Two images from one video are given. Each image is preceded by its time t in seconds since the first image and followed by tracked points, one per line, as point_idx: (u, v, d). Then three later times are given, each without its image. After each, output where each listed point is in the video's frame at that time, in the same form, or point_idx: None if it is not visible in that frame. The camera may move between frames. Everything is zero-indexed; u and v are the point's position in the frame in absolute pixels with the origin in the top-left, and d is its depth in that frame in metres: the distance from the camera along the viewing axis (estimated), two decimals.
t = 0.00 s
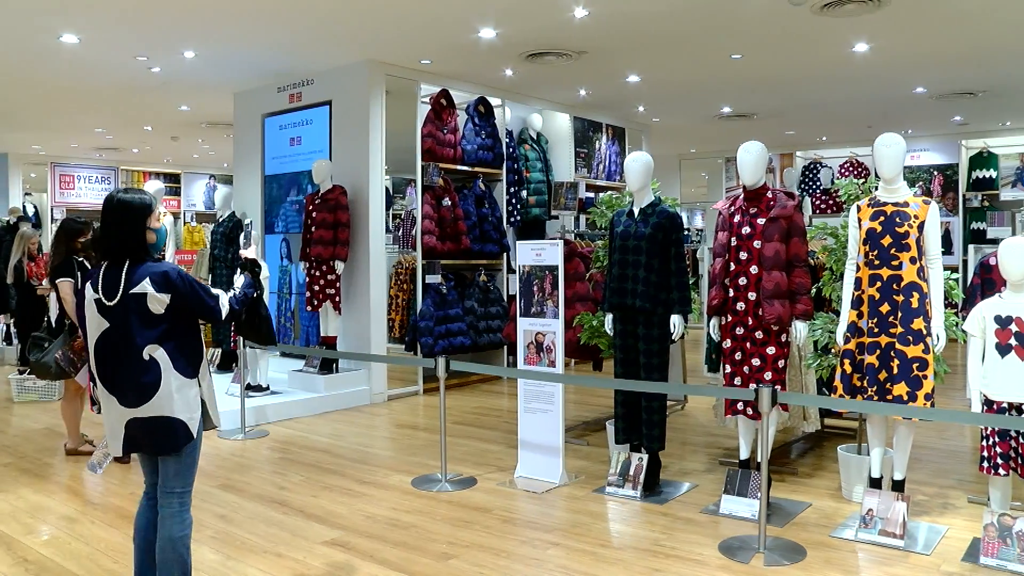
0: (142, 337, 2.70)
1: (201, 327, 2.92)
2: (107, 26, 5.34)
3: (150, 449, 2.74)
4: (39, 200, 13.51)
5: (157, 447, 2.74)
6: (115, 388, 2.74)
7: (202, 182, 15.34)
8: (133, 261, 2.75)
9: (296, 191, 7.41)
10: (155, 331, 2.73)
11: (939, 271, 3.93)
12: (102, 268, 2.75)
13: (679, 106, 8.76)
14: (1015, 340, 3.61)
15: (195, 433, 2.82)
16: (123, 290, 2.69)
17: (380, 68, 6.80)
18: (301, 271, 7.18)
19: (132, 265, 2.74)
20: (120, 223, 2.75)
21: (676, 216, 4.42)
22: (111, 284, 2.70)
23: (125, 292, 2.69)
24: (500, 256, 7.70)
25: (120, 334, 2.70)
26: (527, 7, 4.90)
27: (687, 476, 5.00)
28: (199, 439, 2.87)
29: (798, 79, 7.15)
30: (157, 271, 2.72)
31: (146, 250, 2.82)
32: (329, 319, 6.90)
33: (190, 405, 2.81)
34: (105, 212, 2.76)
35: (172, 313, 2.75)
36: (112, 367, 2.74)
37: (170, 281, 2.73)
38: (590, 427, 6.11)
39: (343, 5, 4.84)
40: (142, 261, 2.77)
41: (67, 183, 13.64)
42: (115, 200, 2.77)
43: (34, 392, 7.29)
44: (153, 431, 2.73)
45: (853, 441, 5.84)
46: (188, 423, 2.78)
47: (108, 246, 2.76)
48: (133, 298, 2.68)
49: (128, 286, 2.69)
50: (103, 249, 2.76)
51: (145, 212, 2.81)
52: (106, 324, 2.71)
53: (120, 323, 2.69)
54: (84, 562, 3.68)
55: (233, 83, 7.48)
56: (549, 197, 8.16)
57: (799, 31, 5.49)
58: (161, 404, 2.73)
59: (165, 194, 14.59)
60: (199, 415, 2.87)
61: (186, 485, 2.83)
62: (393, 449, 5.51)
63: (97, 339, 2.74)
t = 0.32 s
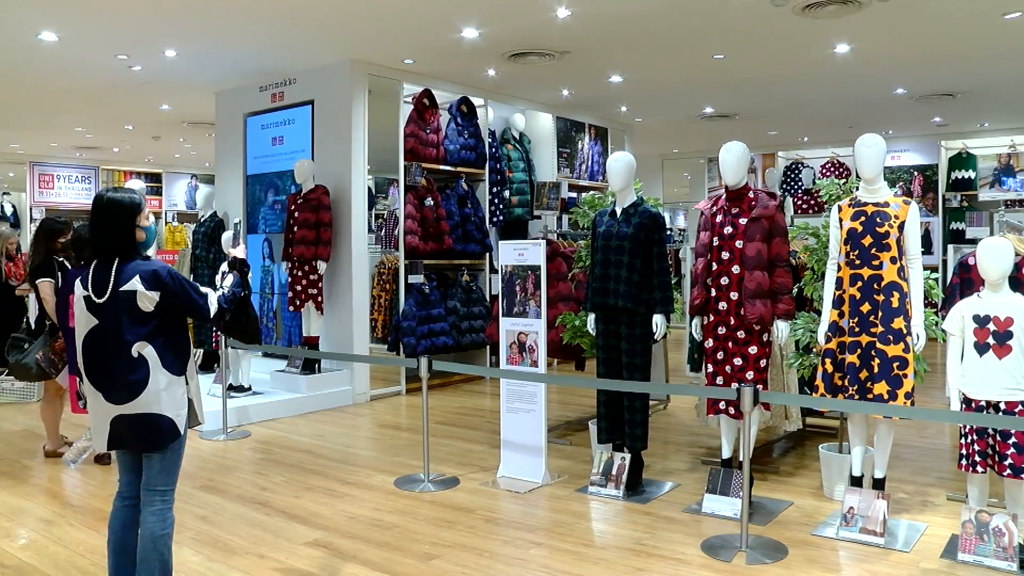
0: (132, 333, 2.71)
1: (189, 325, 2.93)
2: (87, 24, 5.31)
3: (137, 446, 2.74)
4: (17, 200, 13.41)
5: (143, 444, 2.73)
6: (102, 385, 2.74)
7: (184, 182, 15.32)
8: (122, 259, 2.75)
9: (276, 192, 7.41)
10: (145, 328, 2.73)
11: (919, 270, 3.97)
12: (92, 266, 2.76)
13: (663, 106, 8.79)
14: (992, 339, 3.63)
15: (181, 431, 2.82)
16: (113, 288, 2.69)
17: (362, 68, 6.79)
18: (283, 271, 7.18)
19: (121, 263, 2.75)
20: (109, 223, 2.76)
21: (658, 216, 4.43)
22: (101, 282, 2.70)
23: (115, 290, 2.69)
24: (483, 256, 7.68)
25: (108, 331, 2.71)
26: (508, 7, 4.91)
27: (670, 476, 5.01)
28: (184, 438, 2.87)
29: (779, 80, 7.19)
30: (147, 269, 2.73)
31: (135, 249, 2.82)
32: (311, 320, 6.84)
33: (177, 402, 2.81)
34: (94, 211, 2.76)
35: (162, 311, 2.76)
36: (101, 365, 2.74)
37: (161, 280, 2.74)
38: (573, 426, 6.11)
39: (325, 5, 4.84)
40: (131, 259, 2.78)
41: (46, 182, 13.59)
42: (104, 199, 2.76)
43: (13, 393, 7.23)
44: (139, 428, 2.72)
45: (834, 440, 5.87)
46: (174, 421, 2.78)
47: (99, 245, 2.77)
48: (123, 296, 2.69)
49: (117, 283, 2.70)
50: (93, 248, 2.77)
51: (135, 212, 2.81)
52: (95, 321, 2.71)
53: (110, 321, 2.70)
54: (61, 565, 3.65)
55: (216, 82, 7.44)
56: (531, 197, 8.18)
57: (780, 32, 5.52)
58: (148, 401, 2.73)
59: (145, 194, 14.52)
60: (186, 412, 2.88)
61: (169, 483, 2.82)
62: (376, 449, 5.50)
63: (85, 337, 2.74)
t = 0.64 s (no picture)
0: (112, 333, 2.69)
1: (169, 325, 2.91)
2: (66, 22, 5.27)
3: (116, 447, 2.72)
4: None
5: (122, 445, 2.72)
6: (82, 385, 2.72)
7: (164, 182, 15.25)
8: (103, 259, 2.74)
9: (260, 191, 7.37)
10: (126, 328, 2.72)
11: (899, 270, 3.99)
12: (72, 266, 2.74)
13: (644, 106, 8.81)
14: (970, 338, 3.66)
15: (161, 431, 2.81)
16: (94, 288, 2.67)
17: (344, 68, 6.77)
18: (264, 271, 7.18)
19: (102, 263, 2.73)
20: (90, 222, 2.74)
21: (640, 216, 4.43)
22: (82, 282, 2.68)
23: (95, 289, 2.67)
24: (464, 255, 7.71)
25: (89, 331, 2.69)
26: (486, 6, 4.90)
27: (651, 475, 5.02)
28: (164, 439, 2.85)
29: (760, 80, 7.22)
30: (128, 269, 2.71)
31: (117, 249, 2.80)
32: (292, 320, 6.87)
33: (157, 402, 2.79)
34: (75, 211, 2.74)
35: (144, 311, 2.74)
36: (80, 365, 2.71)
37: (142, 279, 2.71)
38: (554, 426, 6.11)
39: (305, 3, 4.82)
40: (112, 258, 2.76)
41: (24, 180, 13.50)
42: (86, 198, 2.75)
43: None
44: (118, 429, 2.71)
45: (815, 438, 5.90)
46: (154, 421, 2.77)
47: (79, 245, 2.75)
48: (104, 295, 2.67)
49: (98, 283, 2.68)
50: (74, 247, 2.75)
51: (116, 211, 2.79)
52: (76, 321, 2.70)
53: (91, 321, 2.68)
54: (37, 567, 3.62)
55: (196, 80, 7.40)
56: (513, 196, 8.19)
57: (760, 32, 5.55)
58: (128, 402, 2.71)
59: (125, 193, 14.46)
60: (167, 412, 2.86)
61: (149, 483, 2.80)
62: (359, 449, 5.49)
63: (65, 337, 2.72)
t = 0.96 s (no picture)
0: (93, 333, 2.68)
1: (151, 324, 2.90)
2: (44, 19, 5.23)
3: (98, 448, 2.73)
4: None
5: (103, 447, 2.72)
6: (61, 386, 2.71)
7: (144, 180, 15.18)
8: (84, 259, 2.72)
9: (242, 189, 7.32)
10: (106, 328, 2.71)
11: (878, 270, 4.02)
12: (52, 265, 2.72)
13: (626, 105, 8.82)
14: (948, 336, 3.68)
15: (143, 431, 2.82)
16: (75, 288, 2.66)
17: (325, 66, 6.76)
18: (246, 270, 7.15)
19: (83, 263, 2.71)
20: (70, 222, 2.72)
21: (621, 216, 4.45)
22: (62, 282, 2.66)
23: (76, 289, 2.66)
24: (446, 255, 7.73)
25: (68, 331, 2.67)
26: (465, 6, 4.90)
27: (633, 474, 5.04)
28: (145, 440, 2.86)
29: (741, 81, 7.24)
30: (109, 269, 2.71)
31: (97, 249, 2.79)
32: (273, 320, 6.83)
33: (139, 403, 2.80)
34: (54, 209, 2.72)
35: (125, 312, 2.74)
36: (60, 366, 2.69)
37: (124, 280, 2.71)
38: (537, 425, 6.09)
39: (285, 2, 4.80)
40: (94, 258, 2.75)
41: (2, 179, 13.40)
42: (66, 198, 2.73)
43: None
44: (100, 431, 2.71)
45: (795, 437, 5.94)
46: (136, 422, 2.78)
47: (59, 244, 2.72)
48: (85, 296, 2.66)
49: (79, 283, 2.67)
50: (53, 247, 2.72)
51: (97, 210, 2.77)
52: (55, 321, 2.67)
53: (72, 321, 2.67)
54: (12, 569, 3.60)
55: (176, 78, 7.35)
56: (495, 196, 8.20)
57: (740, 33, 5.57)
58: (110, 402, 2.71)
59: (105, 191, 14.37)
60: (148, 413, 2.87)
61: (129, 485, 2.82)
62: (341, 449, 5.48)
63: (45, 337, 2.70)
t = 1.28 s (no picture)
0: (74, 333, 2.66)
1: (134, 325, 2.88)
2: (22, 16, 5.20)
3: (79, 450, 2.69)
4: None
5: (85, 447, 2.69)
6: (41, 387, 2.68)
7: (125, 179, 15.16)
8: (65, 259, 2.71)
9: (224, 188, 7.30)
10: (88, 328, 2.69)
11: (859, 269, 4.03)
12: (33, 265, 2.71)
13: (608, 105, 8.83)
14: (927, 335, 3.69)
15: (125, 433, 2.79)
16: (56, 287, 2.65)
17: (306, 65, 6.74)
18: (227, 270, 7.11)
19: (64, 263, 2.70)
20: (49, 221, 2.70)
21: (603, 215, 4.46)
22: (42, 281, 2.66)
23: (56, 289, 2.65)
24: (428, 255, 7.71)
25: (49, 331, 2.65)
26: (445, 4, 4.90)
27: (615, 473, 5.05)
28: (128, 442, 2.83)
29: (723, 80, 7.27)
30: (90, 269, 2.69)
31: (78, 248, 2.78)
32: (255, 319, 6.78)
33: (122, 403, 2.77)
34: (34, 209, 2.72)
35: (107, 312, 2.72)
36: (41, 366, 2.67)
37: (105, 279, 2.70)
38: (519, 424, 6.08)
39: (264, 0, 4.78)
40: (75, 258, 2.74)
41: None
42: (47, 197, 2.72)
43: None
44: (81, 432, 2.68)
45: (777, 435, 5.98)
46: (118, 423, 2.75)
47: (39, 244, 2.71)
48: (66, 296, 2.65)
49: (60, 282, 2.66)
50: (34, 246, 2.71)
51: (78, 210, 2.76)
52: (35, 321, 2.66)
53: (53, 321, 2.65)
54: None
55: (157, 77, 7.32)
56: (477, 195, 8.20)
57: (721, 32, 5.58)
58: (92, 402, 2.68)
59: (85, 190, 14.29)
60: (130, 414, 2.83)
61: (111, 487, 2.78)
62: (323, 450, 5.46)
63: (25, 338, 2.68)
